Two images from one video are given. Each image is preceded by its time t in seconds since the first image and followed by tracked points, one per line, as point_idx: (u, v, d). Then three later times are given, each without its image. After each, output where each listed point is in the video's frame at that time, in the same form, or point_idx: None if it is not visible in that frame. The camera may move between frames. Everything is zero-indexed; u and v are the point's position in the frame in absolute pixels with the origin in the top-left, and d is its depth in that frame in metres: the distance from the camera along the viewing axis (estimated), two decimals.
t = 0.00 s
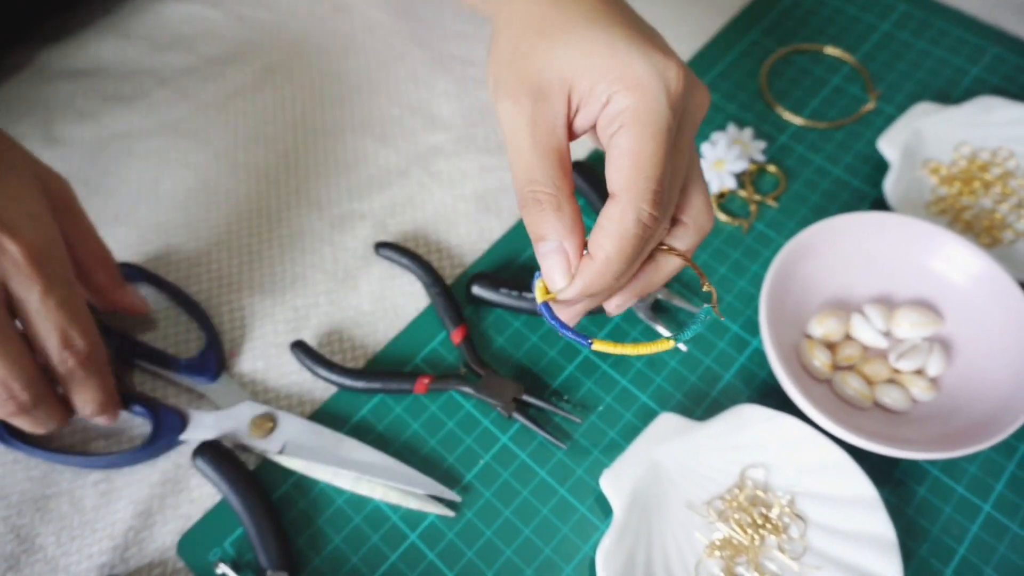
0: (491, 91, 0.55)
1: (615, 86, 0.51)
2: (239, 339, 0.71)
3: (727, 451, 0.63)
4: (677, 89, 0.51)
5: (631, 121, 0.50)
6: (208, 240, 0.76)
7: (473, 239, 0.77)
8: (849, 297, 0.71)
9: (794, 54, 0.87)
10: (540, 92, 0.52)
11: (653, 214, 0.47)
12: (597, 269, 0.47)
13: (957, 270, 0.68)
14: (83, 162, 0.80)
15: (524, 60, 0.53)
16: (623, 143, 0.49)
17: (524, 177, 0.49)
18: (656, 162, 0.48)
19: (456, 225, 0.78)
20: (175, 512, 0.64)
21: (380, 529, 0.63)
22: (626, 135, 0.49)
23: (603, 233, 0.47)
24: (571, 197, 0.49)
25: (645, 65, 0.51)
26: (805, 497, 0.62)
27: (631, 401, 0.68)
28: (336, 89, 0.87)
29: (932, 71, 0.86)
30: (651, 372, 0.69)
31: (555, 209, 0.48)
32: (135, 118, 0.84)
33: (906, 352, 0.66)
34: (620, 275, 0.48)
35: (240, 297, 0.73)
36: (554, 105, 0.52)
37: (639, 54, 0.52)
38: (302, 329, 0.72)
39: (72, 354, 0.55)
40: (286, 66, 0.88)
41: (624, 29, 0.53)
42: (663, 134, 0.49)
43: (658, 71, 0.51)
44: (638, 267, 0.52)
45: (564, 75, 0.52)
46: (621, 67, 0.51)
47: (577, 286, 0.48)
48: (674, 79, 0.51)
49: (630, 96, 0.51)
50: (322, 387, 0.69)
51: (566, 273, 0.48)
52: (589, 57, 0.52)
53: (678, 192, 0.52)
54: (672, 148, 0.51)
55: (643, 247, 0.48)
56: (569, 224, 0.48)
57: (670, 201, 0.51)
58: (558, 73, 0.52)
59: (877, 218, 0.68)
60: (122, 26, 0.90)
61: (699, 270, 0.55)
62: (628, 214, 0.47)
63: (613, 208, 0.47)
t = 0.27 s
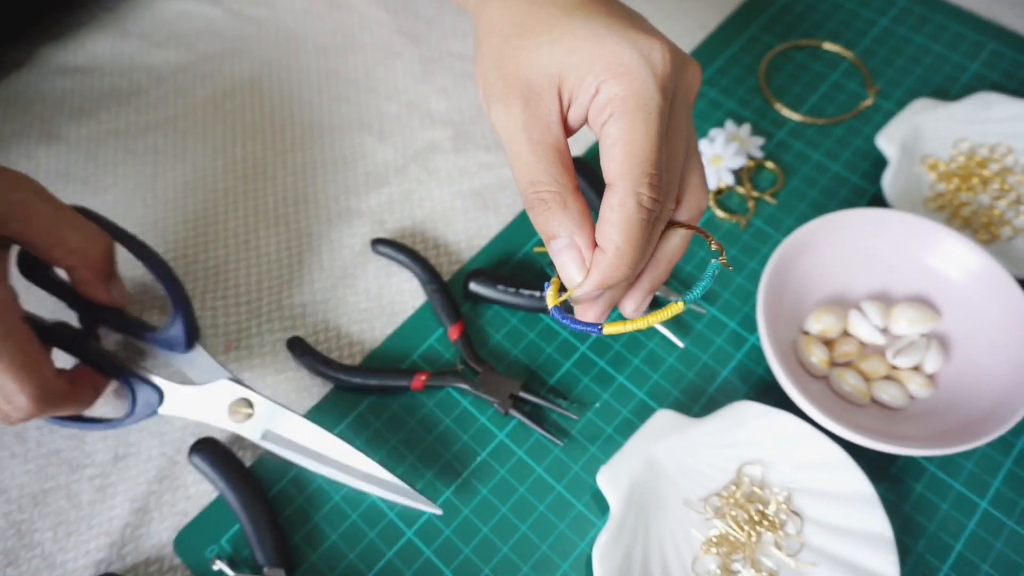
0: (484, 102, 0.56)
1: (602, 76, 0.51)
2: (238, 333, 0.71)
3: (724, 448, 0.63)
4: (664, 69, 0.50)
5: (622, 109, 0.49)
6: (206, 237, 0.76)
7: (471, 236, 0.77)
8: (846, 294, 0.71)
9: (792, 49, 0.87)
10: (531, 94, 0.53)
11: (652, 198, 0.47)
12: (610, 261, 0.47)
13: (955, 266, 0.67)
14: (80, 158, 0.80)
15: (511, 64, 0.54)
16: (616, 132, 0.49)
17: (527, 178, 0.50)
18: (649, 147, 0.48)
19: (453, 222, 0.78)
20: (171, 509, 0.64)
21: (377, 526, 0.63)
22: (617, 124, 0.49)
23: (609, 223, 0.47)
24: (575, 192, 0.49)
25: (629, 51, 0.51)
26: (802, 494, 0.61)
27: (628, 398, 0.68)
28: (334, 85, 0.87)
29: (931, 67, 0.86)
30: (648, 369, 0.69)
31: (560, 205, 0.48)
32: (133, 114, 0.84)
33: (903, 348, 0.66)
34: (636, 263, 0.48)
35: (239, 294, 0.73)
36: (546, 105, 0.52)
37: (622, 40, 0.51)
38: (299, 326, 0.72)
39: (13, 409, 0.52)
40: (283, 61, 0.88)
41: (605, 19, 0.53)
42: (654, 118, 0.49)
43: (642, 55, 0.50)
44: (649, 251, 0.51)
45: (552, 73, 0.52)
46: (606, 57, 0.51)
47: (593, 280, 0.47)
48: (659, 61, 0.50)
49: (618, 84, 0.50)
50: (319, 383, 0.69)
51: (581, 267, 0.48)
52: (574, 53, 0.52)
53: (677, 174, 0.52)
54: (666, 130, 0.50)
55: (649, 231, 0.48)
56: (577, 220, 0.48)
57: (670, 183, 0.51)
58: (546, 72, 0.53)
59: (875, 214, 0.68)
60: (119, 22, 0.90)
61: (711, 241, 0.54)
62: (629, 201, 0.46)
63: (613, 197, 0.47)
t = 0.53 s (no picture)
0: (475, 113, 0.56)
1: (592, 84, 0.51)
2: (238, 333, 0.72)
3: (721, 448, 0.64)
4: (654, 75, 0.50)
5: (613, 117, 0.49)
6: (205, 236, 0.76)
7: (469, 236, 0.77)
8: (844, 294, 0.71)
9: (790, 50, 0.87)
10: (520, 104, 0.53)
11: (650, 204, 0.47)
12: (609, 268, 0.47)
13: (952, 266, 0.68)
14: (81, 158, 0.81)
15: (499, 73, 0.54)
16: (608, 140, 0.49)
17: (519, 188, 0.50)
18: (643, 155, 0.48)
19: (452, 223, 0.78)
20: (171, 508, 0.64)
21: (375, 525, 0.63)
22: (609, 131, 0.49)
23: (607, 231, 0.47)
24: (567, 199, 0.49)
25: (618, 58, 0.51)
26: (799, 493, 0.62)
27: (626, 398, 0.68)
28: (333, 85, 0.87)
29: (929, 68, 0.86)
30: (646, 370, 0.70)
31: (553, 213, 0.49)
32: (133, 114, 0.84)
33: (900, 349, 0.66)
34: (636, 270, 0.48)
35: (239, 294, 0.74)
36: (535, 115, 0.52)
37: (609, 46, 0.51)
38: (298, 326, 0.72)
39: None
40: (282, 61, 0.88)
41: (593, 26, 0.53)
42: (646, 126, 0.49)
43: (631, 62, 0.50)
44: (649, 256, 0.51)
45: (541, 82, 0.52)
46: (594, 65, 0.51)
47: (593, 287, 0.48)
48: (648, 67, 0.50)
49: (606, 92, 0.50)
50: (318, 383, 0.69)
51: (579, 275, 0.49)
52: (563, 62, 0.52)
53: (674, 178, 0.52)
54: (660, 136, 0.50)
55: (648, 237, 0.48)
56: (572, 227, 0.48)
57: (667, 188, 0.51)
58: (535, 81, 0.53)
59: (873, 215, 0.68)
60: (119, 23, 0.90)
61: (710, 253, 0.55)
62: (627, 208, 0.46)
63: (610, 205, 0.47)
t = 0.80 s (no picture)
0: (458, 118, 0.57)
1: (565, 84, 0.51)
2: (239, 330, 0.72)
3: (718, 444, 0.64)
4: (626, 73, 0.50)
5: (586, 115, 0.49)
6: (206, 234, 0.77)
7: (469, 235, 0.78)
8: (840, 292, 0.71)
9: (788, 50, 0.87)
10: (497, 107, 0.53)
11: (625, 202, 0.47)
12: (586, 267, 0.47)
13: (948, 264, 0.68)
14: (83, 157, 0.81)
15: (479, 78, 0.54)
16: (582, 138, 0.49)
17: (498, 191, 0.51)
18: (617, 152, 0.48)
19: (451, 221, 0.78)
20: (172, 504, 0.65)
21: (375, 521, 0.64)
22: (582, 129, 0.49)
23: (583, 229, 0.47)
24: (544, 200, 0.50)
25: (589, 57, 0.51)
26: (794, 489, 0.62)
27: (624, 395, 0.69)
28: (333, 84, 0.87)
29: (926, 67, 0.86)
30: (644, 367, 0.70)
31: (530, 214, 0.49)
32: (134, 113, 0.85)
33: (896, 347, 0.66)
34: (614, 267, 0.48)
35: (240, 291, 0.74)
36: (511, 116, 0.53)
37: (581, 45, 0.51)
38: (299, 323, 0.72)
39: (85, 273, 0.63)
40: (283, 61, 0.89)
41: (565, 28, 0.53)
42: (618, 122, 0.48)
43: (602, 60, 0.51)
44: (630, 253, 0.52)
45: (516, 84, 0.53)
46: (567, 65, 0.51)
47: (572, 287, 0.48)
48: (619, 64, 0.50)
49: (578, 90, 0.50)
50: (318, 380, 0.69)
51: (558, 274, 0.50)
52: (537, 63, 0.52)
53: (651, 175, 0.52)
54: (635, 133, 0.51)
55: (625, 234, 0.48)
56: (549, 227, 0.49)
57: (644, 186, 0.51)
58: (511, 84, 0.53)
59: (869, 213, 0.68)
60: (121, 24, 0.91)
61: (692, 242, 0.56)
62: (601, 206, 0.47)
63: (585, 204, 0.47)
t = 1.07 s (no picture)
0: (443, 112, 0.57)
1: (542, 75, 0.51)
2: (238, 330, 0.72)
3: (714, 441, 0.64)
4: (602, 63, 0.50)
5: (563, 105, 0.50)
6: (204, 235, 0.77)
7: (466, 234, 0.78)
8: (837, 290, 0.71)
9: (785, 49, 0.88)
10: (477, 99, 0.54)
11: (601, 192, 0.48)
12: (564, 258, 0.48)
13: (944, 260, 0.68)
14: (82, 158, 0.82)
15: (461, 70, 0.55)
16: (559, 129, 0.49)
17: (477, 183, 0.51)
18: (592, 142, 0.48)
19: (449, 221, 0.79)
20: (170, 503, 0.65)
21: (373, 519, 0.64)
22: (559, 120, 0.49)
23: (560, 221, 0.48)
24: (522, 192, 0.50)
25: (566, 48, 0.51)
26: (791, 486, 0.62)
27: (621, 393, 0.69)
28: (331, 84, 0.88)
29: (923, 66, 0.86)
30: (641, 365, 0.70)
31: (508, 206, 0.50)
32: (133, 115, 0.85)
33: (893, 343, 0.66)
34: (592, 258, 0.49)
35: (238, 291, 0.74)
36: (491, 109, 0.53)
37: (558, 36, 0.52)
38: (297, 323, 0.73)
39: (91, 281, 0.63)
40: (281, 61, 0.89)
41: (543, 19, 0.54)
42: (594, 113, 0.49)
43: (579, 50, 0.51)
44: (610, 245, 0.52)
45: (496, 76, 0.53)
46: (544, 57, 0.51)
47: (550, 279, 0.49)
48: (596, 55, 0.51)
49: (555, 82, 0.51)
50: (316, 379, 0.70)
51: (537, 267, 0.50)
52: (516, 55, 0.53)
53: (630, 166, 0.52)
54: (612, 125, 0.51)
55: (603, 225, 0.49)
56: (527, 219, 0.49)
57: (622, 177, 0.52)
58: (491, 77, 0.53)
59: (864, 210, 0.69)
60: (120, 25, 0.91)
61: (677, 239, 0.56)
62: (578, 196, 0.47)
63: (562, 194, 0.48)
